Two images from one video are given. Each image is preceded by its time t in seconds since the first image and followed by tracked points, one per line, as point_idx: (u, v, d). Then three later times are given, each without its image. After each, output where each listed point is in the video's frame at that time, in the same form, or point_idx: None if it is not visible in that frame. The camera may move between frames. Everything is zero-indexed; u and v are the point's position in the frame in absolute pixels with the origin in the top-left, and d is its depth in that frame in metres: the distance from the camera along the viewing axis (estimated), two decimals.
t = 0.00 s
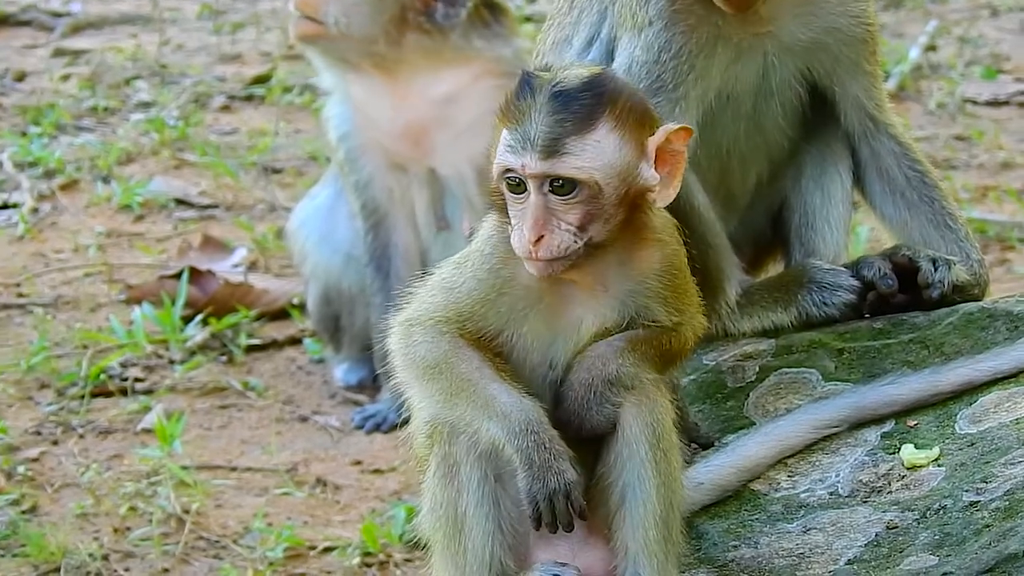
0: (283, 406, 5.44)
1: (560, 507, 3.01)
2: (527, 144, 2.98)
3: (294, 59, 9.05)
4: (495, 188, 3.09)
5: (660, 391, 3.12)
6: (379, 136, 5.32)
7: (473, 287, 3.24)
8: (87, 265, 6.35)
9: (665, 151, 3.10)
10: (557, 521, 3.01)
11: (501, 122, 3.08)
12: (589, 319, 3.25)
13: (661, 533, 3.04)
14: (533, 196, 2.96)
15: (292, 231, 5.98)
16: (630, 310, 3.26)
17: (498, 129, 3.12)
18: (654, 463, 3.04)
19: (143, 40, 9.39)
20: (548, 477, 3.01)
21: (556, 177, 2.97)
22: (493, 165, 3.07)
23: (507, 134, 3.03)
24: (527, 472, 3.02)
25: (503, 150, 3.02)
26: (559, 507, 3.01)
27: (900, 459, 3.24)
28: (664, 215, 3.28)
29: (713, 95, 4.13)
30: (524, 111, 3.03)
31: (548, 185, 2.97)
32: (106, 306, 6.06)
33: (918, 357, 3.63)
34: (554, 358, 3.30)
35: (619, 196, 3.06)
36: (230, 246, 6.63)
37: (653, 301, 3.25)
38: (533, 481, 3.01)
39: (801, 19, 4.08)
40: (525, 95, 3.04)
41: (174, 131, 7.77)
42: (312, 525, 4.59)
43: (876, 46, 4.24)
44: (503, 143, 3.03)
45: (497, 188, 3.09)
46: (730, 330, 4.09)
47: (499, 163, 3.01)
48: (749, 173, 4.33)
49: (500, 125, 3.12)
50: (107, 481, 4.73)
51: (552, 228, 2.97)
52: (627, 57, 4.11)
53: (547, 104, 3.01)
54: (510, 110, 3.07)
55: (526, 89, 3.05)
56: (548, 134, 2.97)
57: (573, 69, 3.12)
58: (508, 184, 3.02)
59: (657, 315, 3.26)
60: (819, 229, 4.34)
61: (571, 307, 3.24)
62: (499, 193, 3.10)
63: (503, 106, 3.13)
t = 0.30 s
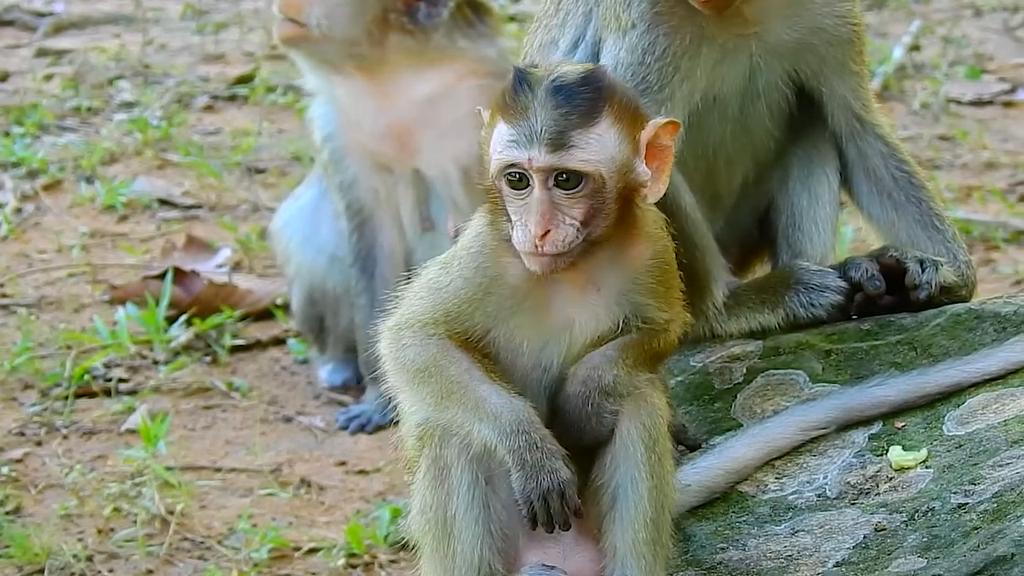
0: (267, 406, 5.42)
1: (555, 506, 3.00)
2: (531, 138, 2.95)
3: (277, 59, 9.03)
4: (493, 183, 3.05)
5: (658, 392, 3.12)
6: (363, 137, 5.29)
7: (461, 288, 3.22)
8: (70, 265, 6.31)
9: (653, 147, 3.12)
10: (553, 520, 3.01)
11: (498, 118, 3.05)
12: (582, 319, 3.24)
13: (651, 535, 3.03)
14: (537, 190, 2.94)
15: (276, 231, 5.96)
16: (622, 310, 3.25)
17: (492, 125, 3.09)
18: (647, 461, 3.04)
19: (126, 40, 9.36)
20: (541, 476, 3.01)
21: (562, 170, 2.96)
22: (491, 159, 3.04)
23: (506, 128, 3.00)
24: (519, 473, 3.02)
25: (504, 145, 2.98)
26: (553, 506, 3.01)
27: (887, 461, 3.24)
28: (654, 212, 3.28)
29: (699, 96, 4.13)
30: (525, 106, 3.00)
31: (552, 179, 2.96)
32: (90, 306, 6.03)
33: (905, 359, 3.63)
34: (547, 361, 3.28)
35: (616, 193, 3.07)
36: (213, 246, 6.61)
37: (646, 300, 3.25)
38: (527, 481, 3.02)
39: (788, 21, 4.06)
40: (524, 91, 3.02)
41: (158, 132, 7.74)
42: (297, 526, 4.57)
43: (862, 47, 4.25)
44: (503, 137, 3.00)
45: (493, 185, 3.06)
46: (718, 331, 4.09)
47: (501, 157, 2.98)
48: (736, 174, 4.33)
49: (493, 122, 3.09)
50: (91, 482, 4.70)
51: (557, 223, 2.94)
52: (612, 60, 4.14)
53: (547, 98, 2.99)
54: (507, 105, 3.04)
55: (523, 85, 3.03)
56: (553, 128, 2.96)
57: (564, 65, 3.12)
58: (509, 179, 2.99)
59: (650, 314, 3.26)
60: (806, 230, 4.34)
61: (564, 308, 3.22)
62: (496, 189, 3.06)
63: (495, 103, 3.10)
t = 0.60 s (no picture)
0: (251, 407, 5.39)
1: (549, 512, 3.00)
2: (532, 129, 2.95)
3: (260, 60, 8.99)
4: (490, 177, 3.04)
5: (653, 397, 3.12)
6: (341, 139, 5.26)
7: (456, 291, 3.21)
8: (52, 266, 6.28)
9: (646, 145, 3.13)
10: (546, 525, 3.00)
11: (496, 112, 3.04)
12: (580, 321, 3.22)
13: (641, 538, 3.02)
14: (536, 183, 2.94)
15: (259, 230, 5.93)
16: (618, 315, 3.24)
17: (487, 122, 3.08)
18: (639, 466, 3.03)
19: (108, 41, 9.31)
20: (534, 481, 3.00)
21: (564, 160, 2.96)
22: (489, 153, 3.03)
23: (506, 121, 3.00)
24: (513, 477, 3.01)
25: (504, 138, 2.98)
26: (547, 511, 3.00)
27: (875, 464, 3.24)
28: (649, 213, 3.27)
29: (686, 99, 4.13)
30: (523, 97, 3.00)
31: (552, 171, 2.95)
32: (72, 307, 5.99)
33: (893, 361, 3.63)
34: (544, 364, 3.26)
35: (615, 187, 3.07)
36: (196, 247, 6.58)
37: (643, 305, 3.24)
38: (520, 486, 3.00)
39: (774, 22, 4.06)
40: (523, 84, 3.02)
41: (140, 132, 7.71)
42: (280, 527, 4.54)
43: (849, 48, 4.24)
44: (502, 130, 2.99)
45: (490, 181, 3.05)
46: (705, 333, 4.08)
47: (502, 149, 2.97)
48: (723, 176, 4.33)
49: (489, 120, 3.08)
50: (74, 483, 4.67)
51: (557, 215, 2.92)
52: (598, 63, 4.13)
53: (546, 90, 2.99)
54: (503, 100, 3.04)
55: (520, 79, 3.03)
56: (554, 117, 2.95)
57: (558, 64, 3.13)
58: (508, 172, 2.98)
59: (645, 318, 3.25)
60: (792, 232, 4.34)
61: (561, 311, 3.20)
62: (493, 183, 3.05)
63: (491, 101, 3.10)
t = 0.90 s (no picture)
0: (239, 410, 5.37)
1: (540, 519, 2.98)
2: (518, 130, 2.94)
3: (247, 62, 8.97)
4: (477, 179, 3.03)
5: (646, 401, 3.12)
6: (325, 142, 5.21)
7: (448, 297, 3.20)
8: (40, 268, 6.25)
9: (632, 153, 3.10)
10: (539, 532, 2.99)
11: (483, 113, 3.04)
12: (572, 327, 3.21)
13: (634, 542, 3.03)
14: (523, 183, 2.93)
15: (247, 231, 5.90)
16: (612, 321, 3.23)
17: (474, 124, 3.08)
18: (633, 471, 3.03)
19: (95, 42, 9.28)
20: (526, 488, 2.99)
21: (551, 161, 2.95)
22: (476, 155, 3.02)
23: (492, 122, 2.99)
24: (505, 484, 3.00)
25: (491, 139, 2.97)
26: (539, 518, 2.98)
27: (867, 467, 3.24)
28: (641, 218, 3.26)
29: (676, 101, 4.13)
30: (510, 98, 3.00)
31: (539, 172, 2.95)
32: (60, 309, 5.97)
33: (885, 364, 3.63)
34: (535, 369, 3.25)
35: (602, 189, 3.05)
36: (184, 250, 6.55)
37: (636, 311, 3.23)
38: (512, 493, 2.99)
39: (761, 23, 4.06)
40: (509, 85, 3.02)
41: (128, 134, 7.68)
42: (269, 530, 4.52)
43: (840, 47, 4.24)
44: (489, 132, 2.99)
45: (477, 183, 3.05)
46: (696, 336, 4.08)
47: (487, 149, 2.97)
48: (715, 177, 4.33)
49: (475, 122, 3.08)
50: (63, 486, 4.65)
51: (543, 215, 2.92)
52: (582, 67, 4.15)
53: (533, 90, 2.99)
54: (489, 102, 3.04)
55: (506, 81, 3.03)
56: (540, 118, 2.95)
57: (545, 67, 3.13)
58: (495, 173, 2.97)
59: (638, 325, 3.25)
60: (784, 234, 4.34)
61: (553, 316, 3.19)
62: (479, 184, 3.04)
63: (478, 103, 3.10)
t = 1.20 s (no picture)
0: (226, 415, 5.35)
1: (527, 522, 2.97)
2: (508, 134, 2.94)
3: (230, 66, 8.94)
4: (463, 183, 3.01)
5: (633, 401, 3.11)
6: (304, 144, 5.18)
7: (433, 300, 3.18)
8: (25, 274, 6.22)
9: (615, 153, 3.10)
10: (526, 535, 2.98)
11: (470, 117, 3.03)
12: (558, 329, 3.20)
13: (625, 544, 3.02)
14: (512, 186, 2.91)
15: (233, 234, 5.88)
16: (598, 324, 3.22)
17: (460, 128, 3.07)
18: (623, 472, 3.03)
19: (78, 48, 9.25)
20: (513, 491, 2.98)
21: (540, 165, 2.94)
22: (463, 159, 3.01)
23: (480, 126, 2.98)
24: (492, 487, 2.99)
25: (479, 143, 2.97)
26: (525, 522, 2.97)
27: (858, 467, 3.24)
28: (625, 222, 3.26)
29: (663, 103, 4.13)
30: (498, 102, 2.99)
31: (529, 175, 2.93)
32: (45, 314, 5.94)
33: (876, 364, 3.63)
34: (520, 372, 3.24)
35: (590, 192, 3.04)
36: (169, 255, 6.53)
37: (621, 313, 3.22)
38: (500, 497, 2.98)
39: (746, 23, 4.05)
40: (497, 89, 3.01)
41: (111, 139, 7.65)
42: (257, 534, 4.51)
43: (828, 46, 4.23)
44: (477, 136, 2.98)
45: (463, 186, 3.03)
46: (686, 338, 4.10)
47: (476, 153, 2.96)
48: (705, 178, 4.34)
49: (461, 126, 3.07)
50: (49, 491, 4.62)
51: (533, 218, 2.90)
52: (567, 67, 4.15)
53: (521, 94, 2.99)
54: (475, 106, 3.03)
55: (494, 85, 3.03)
56: (529, 123, 2.94)
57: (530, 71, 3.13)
58: (483, 177, 2.96)
59: (623, 327, 3.23)
60: (774, 235, 4.36)
61: (537, 318, 3.19)
62: (465, 188, 3.02)
63: (463, 107, 3.09)
